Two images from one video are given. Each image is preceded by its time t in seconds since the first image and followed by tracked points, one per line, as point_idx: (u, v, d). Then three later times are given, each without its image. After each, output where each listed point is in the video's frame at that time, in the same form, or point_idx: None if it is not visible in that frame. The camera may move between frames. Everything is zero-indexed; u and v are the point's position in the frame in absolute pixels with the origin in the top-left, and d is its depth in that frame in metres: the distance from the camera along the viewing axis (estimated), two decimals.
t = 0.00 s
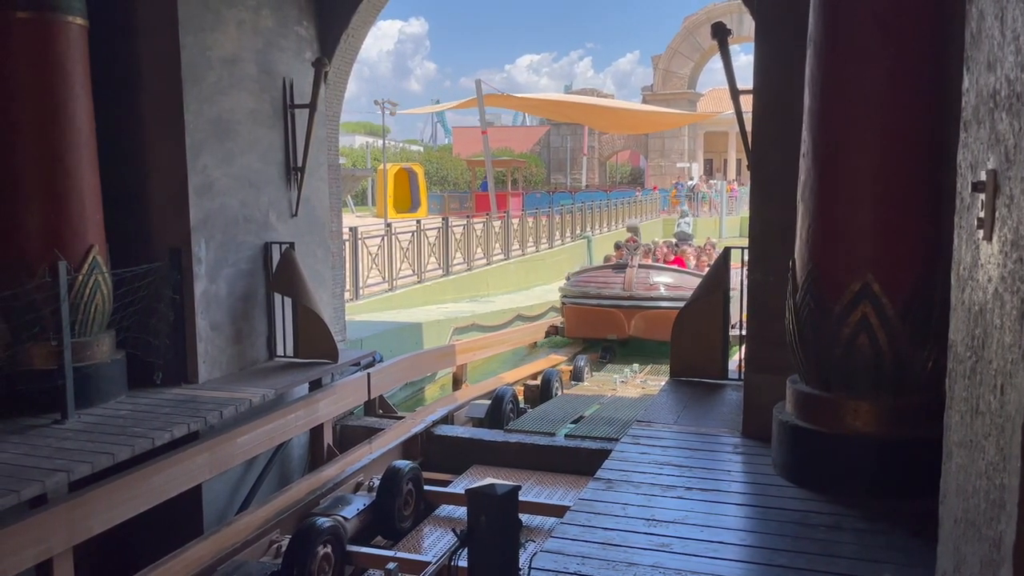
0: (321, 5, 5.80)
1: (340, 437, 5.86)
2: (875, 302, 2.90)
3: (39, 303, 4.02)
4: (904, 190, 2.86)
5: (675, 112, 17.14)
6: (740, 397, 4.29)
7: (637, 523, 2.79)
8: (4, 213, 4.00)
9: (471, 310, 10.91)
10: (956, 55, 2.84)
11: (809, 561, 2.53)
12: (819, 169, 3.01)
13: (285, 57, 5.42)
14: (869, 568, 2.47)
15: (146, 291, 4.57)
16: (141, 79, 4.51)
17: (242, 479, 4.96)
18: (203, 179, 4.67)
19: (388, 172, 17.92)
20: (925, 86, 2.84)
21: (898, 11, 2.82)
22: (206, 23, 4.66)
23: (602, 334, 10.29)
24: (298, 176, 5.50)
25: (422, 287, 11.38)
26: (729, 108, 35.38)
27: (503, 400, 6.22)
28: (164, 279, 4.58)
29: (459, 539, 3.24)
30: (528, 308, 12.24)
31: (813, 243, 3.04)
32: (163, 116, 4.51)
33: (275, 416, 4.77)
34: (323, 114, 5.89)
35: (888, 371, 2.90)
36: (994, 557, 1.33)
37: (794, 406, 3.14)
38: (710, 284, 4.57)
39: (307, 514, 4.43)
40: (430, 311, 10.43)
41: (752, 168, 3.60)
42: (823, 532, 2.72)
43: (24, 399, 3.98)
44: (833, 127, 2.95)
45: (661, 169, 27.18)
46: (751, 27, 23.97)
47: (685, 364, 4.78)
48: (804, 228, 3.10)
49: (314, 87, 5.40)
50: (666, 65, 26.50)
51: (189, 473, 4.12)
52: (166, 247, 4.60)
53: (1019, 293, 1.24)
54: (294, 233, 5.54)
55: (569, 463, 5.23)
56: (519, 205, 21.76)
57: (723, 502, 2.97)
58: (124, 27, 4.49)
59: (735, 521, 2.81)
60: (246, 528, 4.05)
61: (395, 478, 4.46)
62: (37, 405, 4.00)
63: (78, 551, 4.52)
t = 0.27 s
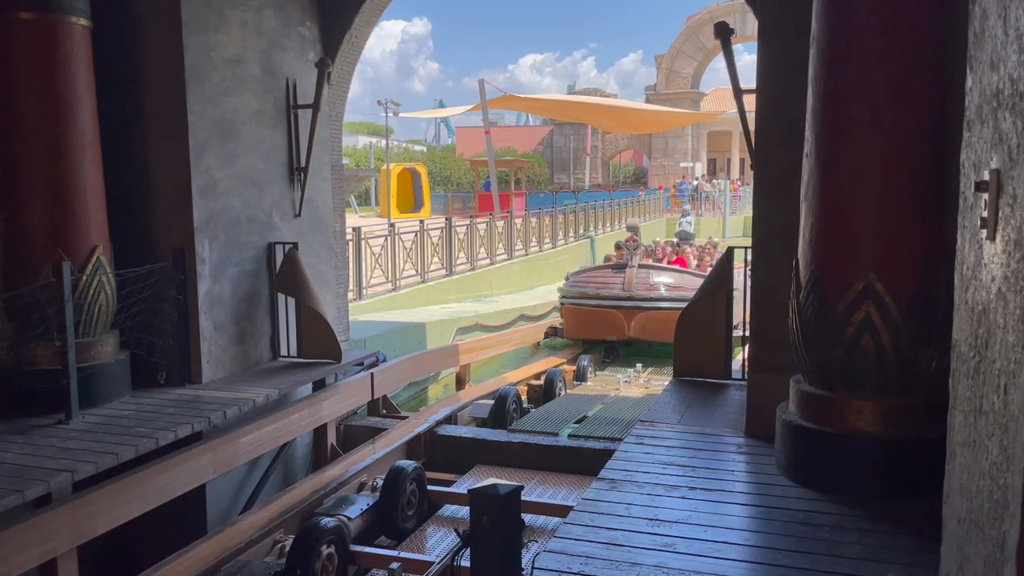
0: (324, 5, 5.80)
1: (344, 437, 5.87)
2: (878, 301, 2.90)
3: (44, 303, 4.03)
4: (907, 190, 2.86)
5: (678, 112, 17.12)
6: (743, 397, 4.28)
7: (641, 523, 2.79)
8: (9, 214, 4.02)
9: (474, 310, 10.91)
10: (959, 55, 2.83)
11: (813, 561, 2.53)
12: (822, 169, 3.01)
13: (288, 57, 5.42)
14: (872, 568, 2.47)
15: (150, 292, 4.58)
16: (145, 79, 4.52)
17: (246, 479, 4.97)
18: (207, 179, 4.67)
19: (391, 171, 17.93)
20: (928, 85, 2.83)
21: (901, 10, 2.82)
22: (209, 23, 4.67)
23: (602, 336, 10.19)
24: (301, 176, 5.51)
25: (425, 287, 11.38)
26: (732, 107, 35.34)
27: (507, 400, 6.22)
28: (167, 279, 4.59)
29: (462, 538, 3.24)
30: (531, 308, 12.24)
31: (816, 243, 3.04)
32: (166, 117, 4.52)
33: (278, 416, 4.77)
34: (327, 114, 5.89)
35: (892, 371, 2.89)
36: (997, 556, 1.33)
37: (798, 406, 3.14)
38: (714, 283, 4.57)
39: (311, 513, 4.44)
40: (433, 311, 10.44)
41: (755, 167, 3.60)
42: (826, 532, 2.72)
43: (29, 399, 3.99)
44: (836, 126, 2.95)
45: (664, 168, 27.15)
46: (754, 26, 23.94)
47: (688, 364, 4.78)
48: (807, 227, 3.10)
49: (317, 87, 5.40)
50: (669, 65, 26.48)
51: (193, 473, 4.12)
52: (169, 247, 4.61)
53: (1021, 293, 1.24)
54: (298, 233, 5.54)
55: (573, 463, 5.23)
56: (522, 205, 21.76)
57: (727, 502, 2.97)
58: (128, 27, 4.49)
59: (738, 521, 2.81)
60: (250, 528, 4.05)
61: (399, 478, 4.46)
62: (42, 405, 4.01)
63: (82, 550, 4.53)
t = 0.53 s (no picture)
0: (325, 5, 5.81)
1: (346, 437, 5.87)
2: (881, 301, 2.89)
3: (47, 304, 4.04)
4: (910, 189, 2.85)
5: (680, 111, 17.12)
6: (745, 397, 4.28)
7: (643, 523, 2.79)
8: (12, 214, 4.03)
9: (477, 310, 10.91)
10: (962, 54, 2.83)
11: (815, 561, 2.52)
12: (824, 168, 3.00)
13: (290, 57, 5.43)
14: (875, 568, 2.46)
15: (152, 292, 4.58)
16: (147, 80, 4.52)
17: (249, 479, 4.97)
18: (209, 180, 4.68)
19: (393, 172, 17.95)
20: (931, 85, 2.83)
21: (903, 9, 2.82)
22: (211, 24, 4.68)
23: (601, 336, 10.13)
24: (303, 177, 5.51)
25: (427, 287, 11.39)
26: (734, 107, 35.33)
27: (509, 400, 6.22)
28: (170, 280, 4.59)
29: (463, 539, 3.24)
30: (534, 308, 12.24)
31: (819, 243, 3.04)
32: (168, 117, 4.53)
33: (281, 416, 4.78)
34: (328, 115, 5.90)
35: (895, 371, 2.89)
36: (1000, 556, 1.33)
37: (800, 406, 3.14)
38: (716, 283, 4.56)
39: (314, 514, 4.44)
40: (436, 311, 10.44)
41: (757, 167, 3.60)
42: (829, 531, 2.72)
43: (32, 399, 4.00)
44: (839, 126, 2.94)
45: (666, 168, 27.13)
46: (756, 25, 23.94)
47: (690, 364, 4.78)
48: (810, 227, 3.09)
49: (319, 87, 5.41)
50: (671, 64, 26.49)
51: (196, 473, 4.13)
52: (172, 247, 4.62)
53: None
54: (300, 233, 5.55)
55: (575, 463, 5.23)
56: (524, 205, 21.77)
57: (729, 502, 2.97)
58: (130, 28, 4.50)
59: (740, 521, 2.81)
60: (253, 528, 4.06)
61: (401, 478, 4.47)
62: (45, 406, 4.02)
63: (85, 550, 4.54)
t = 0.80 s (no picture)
0: (327, 5, 5.81)
1: (348, 437, 5.87)
2: (883, 300, 2.89)
3: (49, 304, 4.04)
4: (911, 188, 2.85)
5: (681, 110, 17.13)
6: (748, 396, 4.27)
7: (645, 523, 2.78)
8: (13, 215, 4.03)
9: (478, 309, 10.91)
10: (963, 53, 2.83)
11: (818, 561, 2.52)
12: (826, 167, 3.00)
13: (291, 57, 5.43)
14: (877, 567, 2.46)
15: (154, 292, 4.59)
16: (148, 80, 4.52)
17: (251, 479, 4.98)
18: (211, 180, 4.68)
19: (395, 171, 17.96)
20: (932, 84, 2.83)
21: (905, 9, 2.81)
22: (212, 24, 4.68)
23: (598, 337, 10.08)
24: (305, 177, 5.51)
25: (429, 287, 11.39)
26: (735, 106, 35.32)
27: (511, 400, 6.22)
28: (172, 280, 4.59)
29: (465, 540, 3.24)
30: (535, 308, 12.24)
31: (820, 242, 3.03)
32: (170, 118, 4.53)
33: (282, 416, 4.78)
34: (330, 115, 5.90)
35: (897, 370, 2.89)
36: (1001, 556, 1.33)
37: (802, 405, 3.13)
38: (717, 282, 4.56)
39: (316, 513, 4.44)
40: (438, 311, 10.44)
41: (758, 166, 3.60)
42: (831, 531, 2.72)
43: (34, 400, 4.00)
44: (841, 125, 2.94)
45: (668, 167, 27.13)
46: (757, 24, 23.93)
47: (692, 363, 4.78)
48: (811, 226, 3.09)
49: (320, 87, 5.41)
50: (672, 64, 26.50)
51: (198, 473, 4.13)
52: (173, 248, 4.62)
53: None
54: (301, 233, 5.55)
55: (577, 462, 5.23)
56: (526, 205, 21.77)
57: (731, 501, 2.97)
58: (131, 28, 4.50)
59: (742, 520, 2.81)
60: (254, 528, 4.06)
61: (403, 478, 4.47)
62: (47, 406, 4.03)
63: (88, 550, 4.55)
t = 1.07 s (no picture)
0: (328, 5, 5.81)
1: (350, 437, 5.88)
2: (885, 298, 2.89)
3: (51, 305, 4.05)
4: (914, 186, 2.85)
5: (683, 109, 17.12)
6: (750, 395, 4.27)
7: (647, 522, 2.78)
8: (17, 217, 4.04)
9: (480, 309, 10.91)
10: (965, 51, 2.83)
11: (821, 560, 2.52)
12: (828, 166, 3.00)
13: (293, 57, 5.43)
14: (881, 566, 2.46)
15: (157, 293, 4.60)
16: (150, 81, 4.53)
17: (253, 479, 4.98)
18: (213, 180, 4.68)
19: (397, 172, 17.97)
20: (934, 82, 2.82)
21: (906, 7, 2.81)
22: (214, 25, 4.68)
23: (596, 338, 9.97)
24: (306, 177, 5.51)
25: (431, 287, 11.39)
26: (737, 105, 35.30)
27: (513, 399, 6.21)
28: (174, 281, 4.60)
29: (467, 540, 3.24)
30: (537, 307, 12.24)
31: (822, 240, 3.03)
32: (172, 118, 4.53)
33: (285, 417, 4.78)
34: (331, 115, 5.90)
35: (899, 368, 2.89)
36: (1004, 554, 1.33)
37: (805, 404, 3.13)
38: (719, 281, 4.56)
39: (318, 513, 4.44)
40: (440, 311, 10.44)
41: (761, 165, 3.59)
42: (834, 530, 2.72)
43: (36, 401, 4.01)
44: (843, 124, 2.94)
45: (670, 166, 27.11)
46: (758, 23, 23.90)
47: (694, 362, 4.77)
48: (813, 224, 3.09)
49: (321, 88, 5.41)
50: (674, 63, 26.50)
51: (201, 473, 4.14)
52: (175, 248, 4.63)
53: None
54: (303, 233, 5.55)
55: (579, 462, 5.23)
56: (528, 204, 21.77)
57: (734, 500, 2.97)
58: (133, 30, 4.51)
59: (745, 519, 2.81)
60: (258, 528, 4.06)
61: (405, 477, 4.46)
62: (50, 407, 4.03)
63: (90, 551, 4.55)
